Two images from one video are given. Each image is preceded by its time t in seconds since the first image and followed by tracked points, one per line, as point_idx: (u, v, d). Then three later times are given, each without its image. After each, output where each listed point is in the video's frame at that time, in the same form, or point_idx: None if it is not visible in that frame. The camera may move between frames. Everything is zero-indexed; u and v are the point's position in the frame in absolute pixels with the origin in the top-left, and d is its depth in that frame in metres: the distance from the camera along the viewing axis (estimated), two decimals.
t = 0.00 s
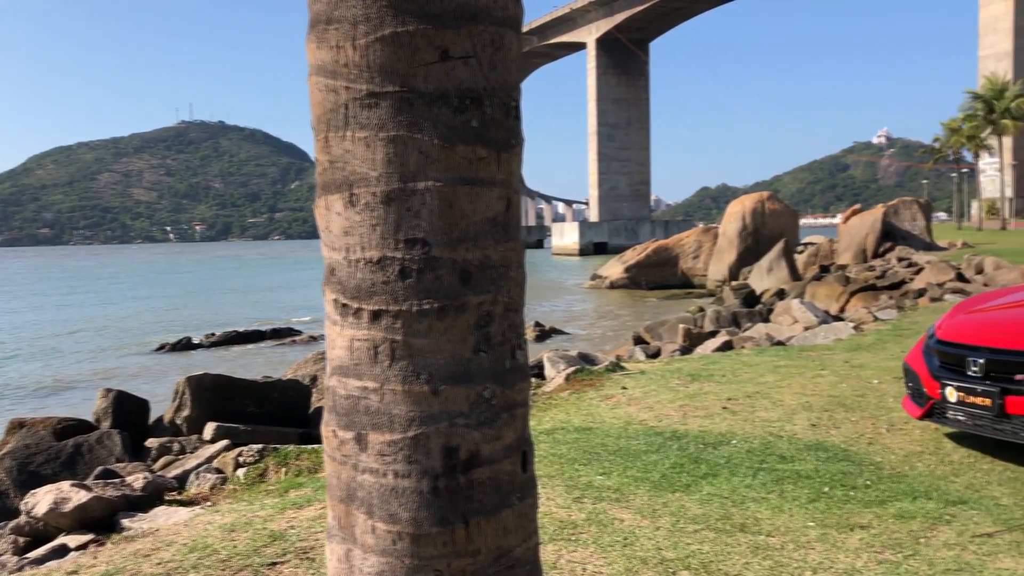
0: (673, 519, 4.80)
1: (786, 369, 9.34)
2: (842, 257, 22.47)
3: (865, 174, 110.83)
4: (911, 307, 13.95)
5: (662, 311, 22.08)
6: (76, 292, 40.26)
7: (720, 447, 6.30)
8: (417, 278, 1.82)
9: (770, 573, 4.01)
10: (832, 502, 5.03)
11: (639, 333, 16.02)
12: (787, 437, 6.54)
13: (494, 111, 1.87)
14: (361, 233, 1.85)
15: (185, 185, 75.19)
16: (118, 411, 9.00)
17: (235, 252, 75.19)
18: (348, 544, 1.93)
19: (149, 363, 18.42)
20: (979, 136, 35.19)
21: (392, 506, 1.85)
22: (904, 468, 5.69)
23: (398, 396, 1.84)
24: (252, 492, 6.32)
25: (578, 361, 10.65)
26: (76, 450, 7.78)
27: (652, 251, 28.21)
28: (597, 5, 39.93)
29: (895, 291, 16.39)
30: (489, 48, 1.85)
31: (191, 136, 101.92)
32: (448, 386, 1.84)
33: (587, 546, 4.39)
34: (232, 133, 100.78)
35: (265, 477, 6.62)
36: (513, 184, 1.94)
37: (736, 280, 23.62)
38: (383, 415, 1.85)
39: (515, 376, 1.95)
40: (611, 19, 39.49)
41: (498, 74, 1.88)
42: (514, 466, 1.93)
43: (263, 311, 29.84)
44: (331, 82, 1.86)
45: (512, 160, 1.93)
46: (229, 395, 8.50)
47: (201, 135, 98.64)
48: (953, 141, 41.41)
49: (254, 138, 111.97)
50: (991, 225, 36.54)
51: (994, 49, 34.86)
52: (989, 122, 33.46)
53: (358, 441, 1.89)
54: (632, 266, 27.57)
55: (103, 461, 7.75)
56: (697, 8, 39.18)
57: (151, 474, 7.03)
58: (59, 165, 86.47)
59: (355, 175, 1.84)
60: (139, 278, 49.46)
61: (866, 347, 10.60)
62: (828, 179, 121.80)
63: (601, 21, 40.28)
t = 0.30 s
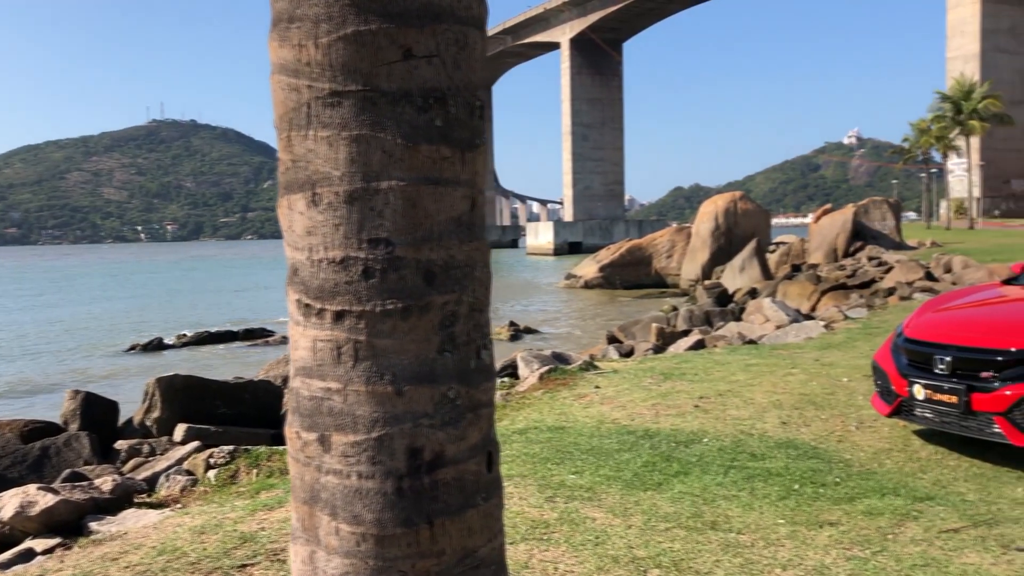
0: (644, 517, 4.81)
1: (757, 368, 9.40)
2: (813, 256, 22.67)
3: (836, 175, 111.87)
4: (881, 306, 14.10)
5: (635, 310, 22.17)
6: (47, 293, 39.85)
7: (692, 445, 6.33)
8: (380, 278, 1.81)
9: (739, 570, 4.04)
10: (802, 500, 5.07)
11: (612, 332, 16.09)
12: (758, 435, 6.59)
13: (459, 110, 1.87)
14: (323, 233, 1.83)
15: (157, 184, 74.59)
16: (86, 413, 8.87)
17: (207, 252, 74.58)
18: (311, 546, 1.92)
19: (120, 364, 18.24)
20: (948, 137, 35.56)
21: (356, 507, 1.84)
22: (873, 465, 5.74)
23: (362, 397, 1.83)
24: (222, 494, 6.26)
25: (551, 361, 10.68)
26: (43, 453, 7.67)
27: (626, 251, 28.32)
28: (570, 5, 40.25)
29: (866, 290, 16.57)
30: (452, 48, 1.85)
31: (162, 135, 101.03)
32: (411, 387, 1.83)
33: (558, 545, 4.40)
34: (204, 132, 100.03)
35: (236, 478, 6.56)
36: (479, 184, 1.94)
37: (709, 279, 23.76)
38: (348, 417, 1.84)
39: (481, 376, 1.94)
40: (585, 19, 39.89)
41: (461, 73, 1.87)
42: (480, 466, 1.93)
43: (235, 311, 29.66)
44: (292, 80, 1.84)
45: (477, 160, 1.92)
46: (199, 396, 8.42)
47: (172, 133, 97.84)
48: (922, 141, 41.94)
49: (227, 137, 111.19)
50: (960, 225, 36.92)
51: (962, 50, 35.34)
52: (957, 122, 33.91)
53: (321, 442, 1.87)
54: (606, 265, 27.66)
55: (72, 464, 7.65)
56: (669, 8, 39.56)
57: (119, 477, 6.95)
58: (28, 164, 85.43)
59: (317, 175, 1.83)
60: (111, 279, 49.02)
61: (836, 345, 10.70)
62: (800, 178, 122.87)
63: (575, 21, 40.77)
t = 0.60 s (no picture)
0: (616, 515, 4.82)
1: (729, 366, 9.47)
2: (785, 256, 22.87)
3: (808, 175, 112.91)
4: (851, 305, 14.26)
5: (609, 309, 22.24)
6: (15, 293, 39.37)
7: (664, 443, 6.36)
8: (342, 276, 1.79)
9: (710, 566, 4.06)
10: (772, 497, 5.10)
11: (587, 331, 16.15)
12: (730, 432, 6.63)
13: (422, 106, 1.85)
14: (285, 230, 1.82)
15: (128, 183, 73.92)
16: (54, 415, 8.74)
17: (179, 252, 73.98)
18: (275, 546, 1.90)
19: (90, 365, 18.05)
20: (917, 137, 35.99)
21: (319, 507, 1.83)
22: (842, 462, 5.80)
23: (325, 395, 1.82)
24: (193, 496, 6.19)
25: (526, 360, 10.70)
26: (10, 456, 7.55)
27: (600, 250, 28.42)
28: (545, 5, 40.55)
29: (836, 288, 16.75)
30: (415, 44, 1.84)
31: (133, 134, 100.14)
32: (376, 385, 1.82)
33: (531, 544, 4.39)
34: (176, 130, 99.27)
35: (207, 479, 6.50)
36: (443, 181, 1.92)
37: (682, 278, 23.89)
38: (310, 416, 1.83)
39: (446, 375, 1.93)
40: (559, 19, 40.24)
41: (425, 69, 1.86)
42: (445, 465, 1.92)
43: (207, 311, 29.45)
44: (253, 76, 1.82)
45: (441, 157, 1.91)
46: (170, 397, 8.32)
47: (144, 132, 97.01)
48: (892, 142, 42.38)
49: (198, 136, 110.42)
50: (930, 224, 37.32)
51: (930, 52, 35.78)
52: (926, 122, 34.29)
53: (284, 441, 1.86)
54: (581, 264, 27.75)
55: (39, 466, 7.54)
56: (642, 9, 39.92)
57: (88, 479, 6.86)
58: None
59: (278, 172, 1.82)
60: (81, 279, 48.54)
61: (807, 343, 10.80)
62: (772, 178, 123.86)
63: (548, 21, 41.19)
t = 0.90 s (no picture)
0: (589, 514, 4.83)
1: (702, 365, 9.51)
2: (758, 255, 23.03)
3: (780, 175, 113.75)
4: (823, 304, 14.38)
5: (585, 308, 22.29)
6: None
7: (637, 443, 6.37)
8: (305, 277, 1.78)
9: (682, 565, 4.08)
10: (744, 495, 5.13)
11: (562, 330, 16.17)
12: (702, 431, 6.66)
13: (386, 106, 1.84)
14: (247, 230, 1.80)
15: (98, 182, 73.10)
16: (21, 417, 8.62)
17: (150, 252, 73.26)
18: (238, 551, 1.88)
19: (60, 366, 17.82)
20: (888, 137, 36.39)
21: (283, 510, 1.81)
22: (813, 460, 5.84)
23: (287, 398, 1.80)
24: (163, 498, 6.12)
25: (500, 360, 10.69)
26: None
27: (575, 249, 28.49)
28: (519, 4, 40.71)
29: (808, 288, 16.89)
30: (378, 44, 1.83)
31: (104, 133, 99.06)
32: (339, 388, 1.80)
33: (504, 545, 4.38)
34: (148, 129, 98.38)
35: (177, 481, 6.43)
36: (408, 181, 1.92)
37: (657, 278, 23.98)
38: (274, 418, 1.81)
39: (412, 377, 1.92)
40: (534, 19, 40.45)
41: (389, 69, 1.85)
42: (410, 466, 1.91)
43: (180, 312, 29.22)
44: (215, 75, 1.80)
45: (406, 157, 1.90)
46: (140, 400, 8.22)
47: (114, 131, 96.04)
48: (863, 142, 42.77)
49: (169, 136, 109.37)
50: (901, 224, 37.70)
51: (901, 53, 36.18)
52: (896, 123, 34.69)
53: (247, 444, 1.84)
54: (556, 264, 27.81)
55: (6, 469, 7.42)
56: (616, 9, 40.16)
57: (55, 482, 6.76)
58: None
59: (240, 172, 1.80)
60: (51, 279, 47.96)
61: (779, 342, 10.87)
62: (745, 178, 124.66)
63: (523, 20, 41.44)
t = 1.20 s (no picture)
0: (563, 514, 4.83)
1: (675, 364, 9.55)
2: (731, 254, 23.18)
3: (754, 175, 114.66)
4: (796, 302, 14.50)
5: (561, 307, 22.34)
6: None
7: (611, 442, 6.39)
8: (268, 279, 1.76)
9: (655, 563, 4.09)
10: (717, 493, 5.16)
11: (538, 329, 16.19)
12: (675, 430, 6.69)
13: (350, 107, 1.83)
14: (210, 232, 1.78)
15: (69, 181, 72.27)
16: None
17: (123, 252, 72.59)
18: (201, 555, 1.86)
19: (30, 367, 17.61)
20: (860, 138, 36.78)
21: (246, 513, 1.79)
22: (785, 458, 5.88)
23: (251, 401, 1.78)
24: (134, 500, 6.05)
25: (475, 359, 10.69)
26: None
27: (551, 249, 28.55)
28: (495, 3, 40.80)
29: (782, 286, 17.03)
30: (342, 44, 1.81)
31: (74, 131, 97.99)
32: (303, 390, 1.79)
33: (477, 545, 4.38)
34: (120, 128, 97.45)
35: (148, 484, 6.35)
36: (372, 183, 1.90)
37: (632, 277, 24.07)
38: (236, 421, 1.79)
39: (377, 379, 1.91)
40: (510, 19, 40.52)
41: (353, 69, 1.84)
42: (376, 469, 1.90)
43: (153, 312, 28.96)
44: (177, 75, 1.79)
45: (370, 158, 1.89)
46: (111, 401, 8.12)
47: (85, 130, 95.07)
48: (835, 143, 43.16)
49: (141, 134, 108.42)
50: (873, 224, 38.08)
51: (872, 54, 36.56)
52: (868, 123, 35.06)
53: (209, 447, 1.82)
54: (532, 263, 27.85)
55: None
56: (591, 9, 40.35)
57: (23, 485, 6.66)
58: None
59: (202, 173, 1.78)
60: (20, 279, 47.33)
61: (752, 340, 10.96)
62: (719, 178, 125.55)
63: (499, 20, 41.49)
